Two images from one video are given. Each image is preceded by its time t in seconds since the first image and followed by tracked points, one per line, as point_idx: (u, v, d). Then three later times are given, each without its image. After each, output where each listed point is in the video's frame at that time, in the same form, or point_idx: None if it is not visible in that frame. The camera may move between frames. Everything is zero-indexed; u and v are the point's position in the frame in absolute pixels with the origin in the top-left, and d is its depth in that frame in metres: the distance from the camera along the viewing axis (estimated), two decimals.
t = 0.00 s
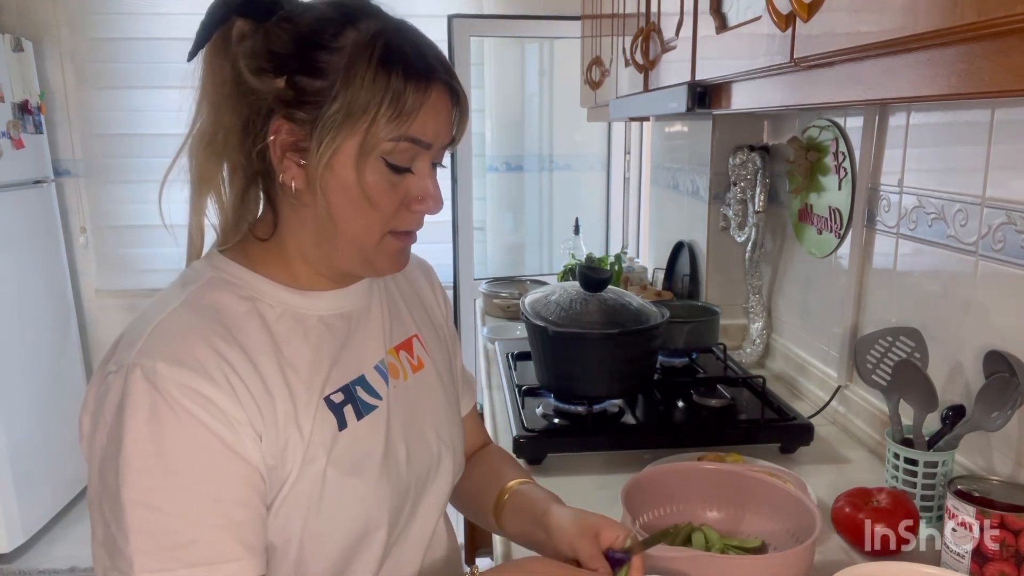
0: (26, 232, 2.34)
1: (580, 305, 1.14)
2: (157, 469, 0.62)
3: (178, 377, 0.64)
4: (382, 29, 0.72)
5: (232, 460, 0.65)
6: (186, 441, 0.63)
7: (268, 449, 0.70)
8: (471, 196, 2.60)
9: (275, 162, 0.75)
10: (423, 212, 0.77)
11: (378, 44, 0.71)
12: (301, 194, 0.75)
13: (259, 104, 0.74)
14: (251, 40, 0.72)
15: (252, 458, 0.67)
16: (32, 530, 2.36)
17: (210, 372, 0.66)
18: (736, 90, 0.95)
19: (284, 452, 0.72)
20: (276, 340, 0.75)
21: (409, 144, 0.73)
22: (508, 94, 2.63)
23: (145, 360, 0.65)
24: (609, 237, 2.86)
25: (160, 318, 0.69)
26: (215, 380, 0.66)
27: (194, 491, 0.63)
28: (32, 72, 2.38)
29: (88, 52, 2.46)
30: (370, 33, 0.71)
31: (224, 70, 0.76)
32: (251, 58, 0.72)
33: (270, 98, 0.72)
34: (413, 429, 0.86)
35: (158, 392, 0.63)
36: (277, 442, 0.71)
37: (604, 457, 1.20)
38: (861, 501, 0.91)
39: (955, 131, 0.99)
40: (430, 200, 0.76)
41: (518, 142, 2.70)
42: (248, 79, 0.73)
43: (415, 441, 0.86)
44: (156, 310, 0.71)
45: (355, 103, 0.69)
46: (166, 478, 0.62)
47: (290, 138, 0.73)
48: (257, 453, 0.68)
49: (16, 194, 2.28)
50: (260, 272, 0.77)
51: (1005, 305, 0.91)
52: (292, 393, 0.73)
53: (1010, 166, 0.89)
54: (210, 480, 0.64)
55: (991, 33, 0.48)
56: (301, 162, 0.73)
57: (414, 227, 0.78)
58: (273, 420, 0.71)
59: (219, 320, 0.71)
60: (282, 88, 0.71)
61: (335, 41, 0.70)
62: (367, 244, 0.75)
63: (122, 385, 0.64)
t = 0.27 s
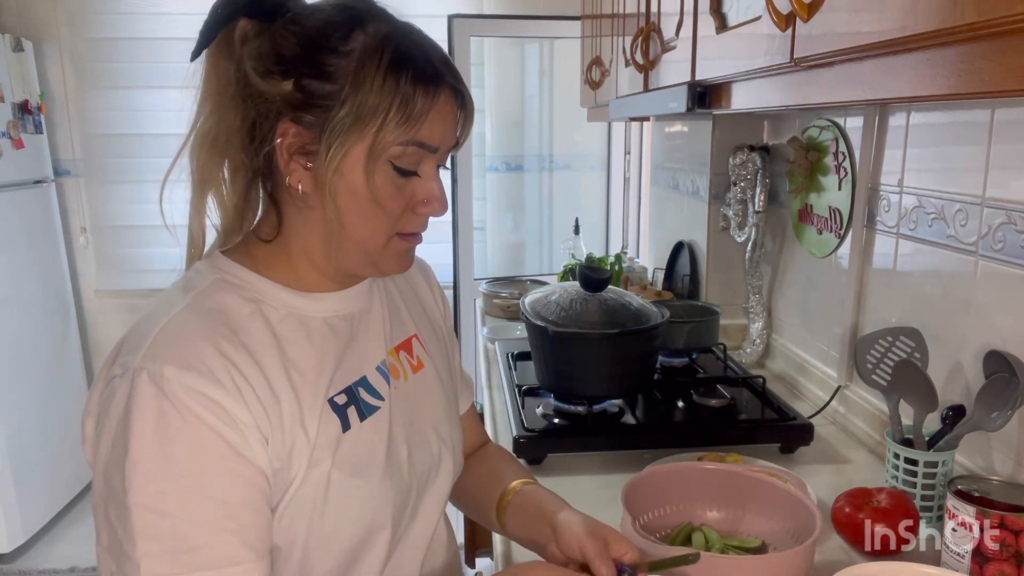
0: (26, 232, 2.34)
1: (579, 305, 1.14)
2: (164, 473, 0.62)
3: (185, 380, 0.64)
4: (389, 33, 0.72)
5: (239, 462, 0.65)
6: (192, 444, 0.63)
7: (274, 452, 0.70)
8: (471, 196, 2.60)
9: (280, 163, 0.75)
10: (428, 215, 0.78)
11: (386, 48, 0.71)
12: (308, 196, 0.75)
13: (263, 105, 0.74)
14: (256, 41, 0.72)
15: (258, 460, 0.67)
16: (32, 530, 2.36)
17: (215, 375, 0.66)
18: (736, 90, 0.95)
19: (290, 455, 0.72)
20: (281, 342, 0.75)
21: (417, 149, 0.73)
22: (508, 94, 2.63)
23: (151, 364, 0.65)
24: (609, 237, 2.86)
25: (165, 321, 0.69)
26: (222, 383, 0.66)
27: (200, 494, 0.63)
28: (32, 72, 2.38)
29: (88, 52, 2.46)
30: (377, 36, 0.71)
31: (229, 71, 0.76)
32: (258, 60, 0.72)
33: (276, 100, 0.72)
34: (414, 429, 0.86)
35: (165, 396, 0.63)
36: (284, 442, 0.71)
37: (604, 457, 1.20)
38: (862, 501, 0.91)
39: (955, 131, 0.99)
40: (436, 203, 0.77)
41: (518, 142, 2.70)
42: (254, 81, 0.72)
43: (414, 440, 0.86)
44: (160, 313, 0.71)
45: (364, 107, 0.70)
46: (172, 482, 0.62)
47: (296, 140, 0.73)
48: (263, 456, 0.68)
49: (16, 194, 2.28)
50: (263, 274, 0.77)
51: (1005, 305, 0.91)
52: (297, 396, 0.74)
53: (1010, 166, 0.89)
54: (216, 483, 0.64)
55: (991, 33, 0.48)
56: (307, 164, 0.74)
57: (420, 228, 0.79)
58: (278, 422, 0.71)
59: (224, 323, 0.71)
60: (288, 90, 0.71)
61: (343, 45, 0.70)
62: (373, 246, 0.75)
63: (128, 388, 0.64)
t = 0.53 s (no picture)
0: (26, 232, 2.34)
1: (580, 305, 1.14)
2: (166, 474, 0.62)
3: (186, 381, 0.64)
4: (396, 36, 0.72)
5: (240, 464, 0.65)
6: (194, 444, 0.63)
7: (275, 452, 0.70)
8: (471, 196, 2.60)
9: (286, 164, 0.74)
10: (430, 217, 0.78)
11: (393, 50, 0.71)
12: (311, 197, 0.75)
13: (269, 106, 0.74)
14: (263, 42, 0.72)
15: (258, 461, 0.67)
16: (32, 530, 2.35)
17: (217, 375, 0.66)
18: (736, 90, 0.95)
19: (291, 455, 0.72)
20: (283, 342, 0.75)
21: (421, 152, 0.73)
22: (508, 93, 2.63)
23: (153, 365, 0.65)
24: (609, 237, 2.86)
25: (168, 321, 0.69)
26: (224, 384, 0.66)
27: (201, 495, 0.63)
28: (32, 72, 2.37)
29: (88, 52, 2.46)
30: (385, 39, 0.71)
31: (235, 71, 0.76)
32: (266, 61, 0.72)
33: (283, 101, 0.72)
34: (415, 429, 0.86)
35: (167, 397, 0.63)
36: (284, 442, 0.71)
37: (604, 457, 1.20)
38: (862, 501, 0.91)
39: (955, 131, 0.99)
40: (439, 206, 0.76)
41: (518, 142, 2.70)
42: (261, 82, 0.72)
43: (415, 441, 0.86)
44: (163, 313, 0.71)
45: (370, 109, 0.70)
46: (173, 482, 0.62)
47: (302, 141, 0.73)
48: (265, 457, 0.68)
49: (16, 194, 2.28)
50: (266, 274, 0.77)
51: (1005, 305, 0.91)
52: (299, 396, 0.74)
53: (1010, 166, 0.89)
54: (217, 484, 0.64)
55: (990, 33, 0.48)
56: (313, 165, 0.73)
57: (423, 231, 0.79)
58: (280, 423, 0.71)
59: (226, 323, 0.71)
60: (295, 91, 0.71)
61: (351, 47, 0.70)
62: (376, 247, 0.75)
63: (131, 388, 0.64)
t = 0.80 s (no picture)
0: (26, 232, 2.34)
1: (580, 305, 1.14)
2: (165, 473, 0.62)
3: (186, 381, 0.64)
4: (394, 34, 0.72)
5: (239, 465, 0.65)
6: (193, 444, 0.63)
7: (275, 452, 0.70)
8: (471, 196, 2.60)
9: (284, 162, 0.75)
10: (430, 217, 0.78)
11: (391, 48, 0.71)
12: (310, 196, 0.75)
13: (268, 105, 0.74)
14: (262, 41, 0.72)
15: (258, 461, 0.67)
16: (32, 530, 2.35)
17: (217, 374, 0.66)
18: (736, 90, 0.95)
19: (291, 455, 0.72)
20: (284, 342, 0.75)
21: (419, 150, 0.73)
22: (508, 94, 2.63)
23: (154, 364, 0.65)
24: (609, 237, 2.86)
25: (168, 321, 0.69)
26: (224, 385, 0.66)
27: (200, 496, 0.63)
28: (32, 72, 2.37)
29: (88, 52, 2.46)
30: (383, 38, 0.71)
31: (235, 70, 0.76)
32: (265, 59, 0.72)
33: (281, 99, 0.72)
34: (415, 429, 0.86)
35: (167, 396, 0.63)
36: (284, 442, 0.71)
37: (604, 457, 1.20)
38: (862, 501, 0.91)
39: (955, 131, 0.99)
40: (439, 205, 0.76)
41: (518, 142, 2.70)
42: (260, 80, 0.73)
43: (415, 441, 0.86)
44: (163, 312, 0.71)
45: (367, 108, 0.69)
46: (173, 483, 0.62)
47: (300, 139, 0.73)
48: (264, 457, 0.68)
49: (15, 194, 2.28)
50: (267, 274, 0.77)
51: (1005, 305, 0.91)
52: (299, 396, 0.74)
53: (1010, 166, 0.89)
54: (216, 485, 0.64)
55: (990, 33, 0.48)
56: (311, 163, 0.73)
57: (423, 230, 0.79)
58: (280, 424, 0.71)
59: (226, 323, 0.71)
60: (293, 90, 0.71)
61: (348, 45, 0.70)
62: (375, 246, 0.75)
63: (131, 388, 0.64)
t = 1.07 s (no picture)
0: (25, 232, 2.34)
1: (579, 305, 1.14)
2: (168, 470, 0.62)
3: (189, 378, 0.64)
4: (386, 34, 0.72)
5: (242, 462, 0.65)
6: (196, 441, 0.63)
7: (277, 451, 0.70)
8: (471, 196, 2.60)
9: (280, 164, 0.75)
10: (430, 215, 0.77)
11: (382, 47, 0.71)
12: (308, 197, 0.75)
13: (264, 107, 0.74)
14: (255, 42, 0.72)
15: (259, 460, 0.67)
16: (32, 530, 2.36)
17: (219, 372, 0.66)
18: (736, 90, 0.95)
19: (293, 455, 0.72)
20: (286, 341, 0.75)
21: (414, 148, 0.73)
22: (508, 94, 2.63)
23: (157, 361, 0.65)
24: (609, 237, 2.87)
25: (171, 318, 0.69)
26: (227, 382, 0.66)
27: (203, 493, 0.63)
28: (32, 72, 2.37)
29: (88, 52, 2.46)
30: (374, 37, 0.71)
31: (231, 72, 0.76)
32: (258, 61, 0.72)
33: (275, 101, 0.72)
34: (417, 427, 0.86)
35: (170, 393, 0.63)
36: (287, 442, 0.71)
37: (604, 457, 1.20)
38: (862, 501, 0.91)
39: (955, 131, 0.99)
40: (437, 203, 0.76)
41: (518, 142, 2.70)
42: (254, 83, 0.73)
43: (417, 439, 0.86)
44: (166, 310, 0.71)
45: (359, 107, 0.69)
46: (175, 481, 0.62)
47: (294, 141, 0.73)
48: (266, 456, 0.68)
49: (15, 194, 2.28)
50: (269, 272, 0.77)
51: (1005, 305, 0.91)
52: (302, 394, 0.74)
53: (1011, 166, 0.89)
54: (217, 484, 0.64)
55: (991, 33, 0.48)
56: (306, 164, 0.74)
57: (422, 228, 0.78)
58: (283, 421, 0.71)
59: (229, 321, 0.71)
60: (286, 91, 0.71)
61: (339, 45, 0.70)
62: (374, 245, 0.75)
63: (134, 385, 0.64)
